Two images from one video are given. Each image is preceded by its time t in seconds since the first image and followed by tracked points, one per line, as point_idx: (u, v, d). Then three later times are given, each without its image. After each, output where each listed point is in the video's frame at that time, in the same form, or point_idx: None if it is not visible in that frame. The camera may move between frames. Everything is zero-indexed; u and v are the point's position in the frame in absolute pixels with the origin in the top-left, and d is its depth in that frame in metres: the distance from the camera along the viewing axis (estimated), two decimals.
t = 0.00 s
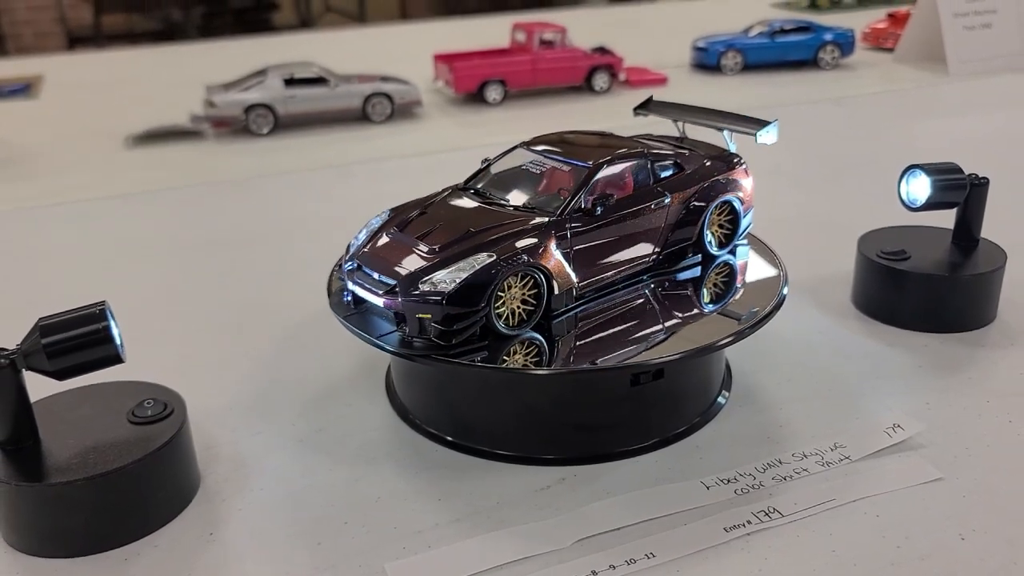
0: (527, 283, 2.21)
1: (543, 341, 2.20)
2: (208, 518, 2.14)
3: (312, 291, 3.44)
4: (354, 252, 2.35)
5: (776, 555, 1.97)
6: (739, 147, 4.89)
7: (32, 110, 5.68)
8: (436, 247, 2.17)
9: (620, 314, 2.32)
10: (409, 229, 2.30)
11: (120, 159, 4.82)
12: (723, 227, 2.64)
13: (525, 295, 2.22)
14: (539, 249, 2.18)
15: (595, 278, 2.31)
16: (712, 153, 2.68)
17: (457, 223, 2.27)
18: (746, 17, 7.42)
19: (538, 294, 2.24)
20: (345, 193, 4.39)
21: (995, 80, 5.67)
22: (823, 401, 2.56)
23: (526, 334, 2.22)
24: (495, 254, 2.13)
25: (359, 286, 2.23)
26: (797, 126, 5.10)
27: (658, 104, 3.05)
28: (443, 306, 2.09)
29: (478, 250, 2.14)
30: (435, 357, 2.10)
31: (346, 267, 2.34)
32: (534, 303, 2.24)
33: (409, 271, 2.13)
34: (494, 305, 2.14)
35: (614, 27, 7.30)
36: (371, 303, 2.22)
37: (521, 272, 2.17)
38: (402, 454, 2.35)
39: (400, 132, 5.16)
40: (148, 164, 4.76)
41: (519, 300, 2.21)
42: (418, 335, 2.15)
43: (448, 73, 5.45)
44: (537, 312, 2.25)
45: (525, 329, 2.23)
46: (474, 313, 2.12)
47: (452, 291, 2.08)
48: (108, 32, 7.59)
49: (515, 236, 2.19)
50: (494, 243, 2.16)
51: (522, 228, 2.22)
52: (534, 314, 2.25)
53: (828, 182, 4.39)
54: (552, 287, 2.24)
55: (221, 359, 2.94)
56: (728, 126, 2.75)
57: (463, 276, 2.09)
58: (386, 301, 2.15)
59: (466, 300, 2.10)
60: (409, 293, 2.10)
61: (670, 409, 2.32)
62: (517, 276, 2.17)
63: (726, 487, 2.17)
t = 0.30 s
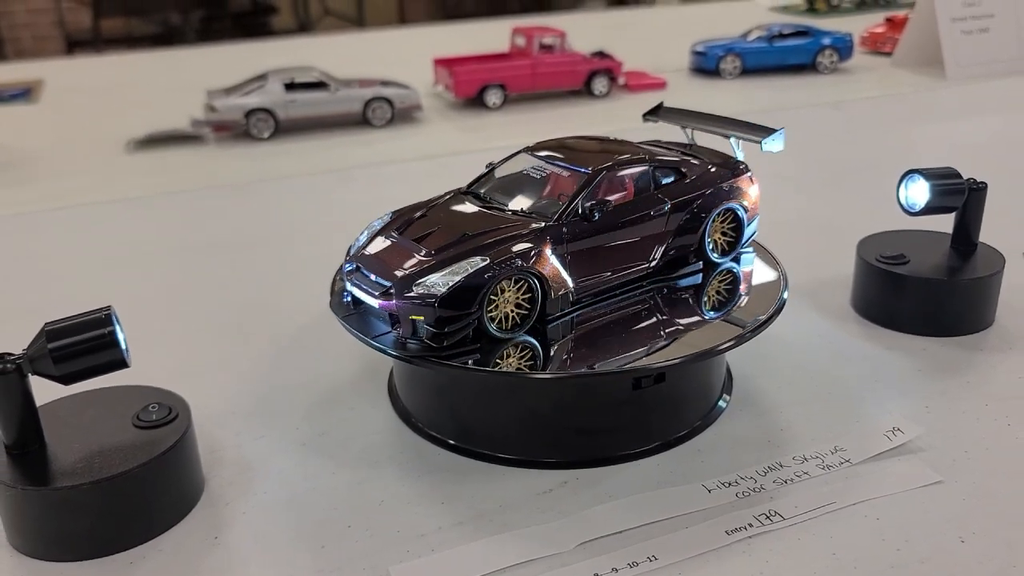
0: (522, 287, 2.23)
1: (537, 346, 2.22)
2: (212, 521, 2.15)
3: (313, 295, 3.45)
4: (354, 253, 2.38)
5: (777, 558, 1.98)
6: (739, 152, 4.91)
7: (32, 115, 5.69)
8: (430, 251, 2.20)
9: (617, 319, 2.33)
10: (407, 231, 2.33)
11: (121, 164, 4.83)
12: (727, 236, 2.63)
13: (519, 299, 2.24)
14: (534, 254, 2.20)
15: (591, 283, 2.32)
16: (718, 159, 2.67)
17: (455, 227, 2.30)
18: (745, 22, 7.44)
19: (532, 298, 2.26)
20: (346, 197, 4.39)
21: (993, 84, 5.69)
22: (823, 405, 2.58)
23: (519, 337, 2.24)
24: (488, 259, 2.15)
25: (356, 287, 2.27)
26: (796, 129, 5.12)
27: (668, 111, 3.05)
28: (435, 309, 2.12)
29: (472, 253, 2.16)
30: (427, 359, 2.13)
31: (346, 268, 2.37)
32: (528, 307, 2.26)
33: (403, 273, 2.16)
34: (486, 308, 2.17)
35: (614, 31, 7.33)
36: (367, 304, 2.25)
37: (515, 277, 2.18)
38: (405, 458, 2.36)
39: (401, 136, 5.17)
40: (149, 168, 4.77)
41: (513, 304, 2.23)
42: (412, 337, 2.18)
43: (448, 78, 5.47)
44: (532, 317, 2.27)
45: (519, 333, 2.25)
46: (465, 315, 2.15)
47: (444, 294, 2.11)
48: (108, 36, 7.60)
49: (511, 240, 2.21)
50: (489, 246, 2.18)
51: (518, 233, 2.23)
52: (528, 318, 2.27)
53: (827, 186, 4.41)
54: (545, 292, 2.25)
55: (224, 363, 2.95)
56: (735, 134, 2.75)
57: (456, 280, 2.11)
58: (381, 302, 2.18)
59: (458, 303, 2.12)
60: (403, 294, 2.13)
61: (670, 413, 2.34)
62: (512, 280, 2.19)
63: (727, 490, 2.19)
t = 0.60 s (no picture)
0: (515, 292, 2.24)
1: (528, 350, 2.23)
2: (214, 526, 2.16)
3: (314, 300, 3.46)
4: (353, 255, 2.40)
5: (777, 562, 1.99)
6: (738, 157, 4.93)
7: (33, 118, 5.70)
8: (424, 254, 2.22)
9: (612, 324, 2.34)
10: (404, 234, 2.35)
11: (122, 168, 4.84)
12: (728, 243, 2.62)
13: (512, 303, 2.25)
14: (528, 258, 2.21)
15: (585, 288, 2.33)
16: (721, 166, 2.67)
17: (451, 231, 2.31)
18: (743, 26, 7.47)
19: (524, 303, 2.27)
20: (346, 201, 4.40)
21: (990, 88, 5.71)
22: (823, 409, 2.58)
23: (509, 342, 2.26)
24: (480, 263, 2.16)
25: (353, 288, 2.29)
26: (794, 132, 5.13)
27: (677, 117, 3.06)
28: (426, 311, 2.13)
29: (464, 257, 2.18)
30: (419, 362, 2.15)
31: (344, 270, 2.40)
32: (520, 312, 2.27)
33: (396, 276, 2.18)
34: (477, 312, 2.19)
35: (613, 35, 7.34)
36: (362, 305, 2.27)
37: (507, 281, 2.20)
38: (406, 463, 2.36)
39: (400, 140, 5.18)
40: (149, 172, 4.78)
41: (505, 308, 2.25)
42: (405, 339, 2.20)
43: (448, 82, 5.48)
44: (524, 321, 2.28)
45: (511, 338, 2.27)
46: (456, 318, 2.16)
47: (435, 297, 2.12)
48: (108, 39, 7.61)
49: (503, 245, 2.22)
50: (481, 251, 2.20)
51: (512, 237, 2.25)
52: (520, 323, 2.28)
53: (826, 190, 4.42)
54: (538, 296, 2.26)
55: (225, 368, 2.96)
56: (740, 141, 2.76)
57: (446, 283, 2.13)
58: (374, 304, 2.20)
59: (448, 307, 2.14)
60: (394, 296, 2.15)
61: (670, 417, 2.34)
62: (504, 285, 2.21)
63: (728, 494, 2.20)
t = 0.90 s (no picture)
0: (503, 296, 2.24)
1: (516, 355, 2.23)
2: (210, 533, 2.15)
3: (311, 304, 3.45)
4: (349, 255, 2.41)
5: (774, 569, 1.98)
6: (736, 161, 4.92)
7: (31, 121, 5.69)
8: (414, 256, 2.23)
9: (605, 330, 2.33)
10: (398, 236, 2.37)
11: (119, 171, 4.83)
12: (728, 252, 2.60)
13: (500, 308, 2.25)
14: (518, 263, 2.21)
15: (577, 293, 2.32)
16: (723, 173, 2.65)
17: (445, 234, 2.31)
18: (741, 29, 7.46)
19: (513, 308, 2.26)
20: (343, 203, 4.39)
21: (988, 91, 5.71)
22: (821, 415, 2.58)
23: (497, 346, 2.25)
24: (467, 268, 2.16)
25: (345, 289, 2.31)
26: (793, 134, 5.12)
27: (685, 123, 3.05)
28: (412, 314, 2.14)
29: (453, 262, 2.18)
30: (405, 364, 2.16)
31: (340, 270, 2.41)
32: (509, 316, 2.27)
33: (385, 279, 2.19)
34: (465, 316, 2.19)
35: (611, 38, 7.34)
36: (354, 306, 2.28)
37: (495, 286, 2.20)
38: (403, 469, 2.35)
39: (398, 143, 5.17)
40: (146, 175, 4.77)
41: (493, 313, 2.24)
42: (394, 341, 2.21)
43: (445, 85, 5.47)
44: (513, 325, 2.28)
45: (498, 341, 2.26)
46: (442, 321, 2.16)
47: (421, 300, 2.13)
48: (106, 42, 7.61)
49: (493, 250, 2.22)
50: (469, 255, 2.19)
51: (502, 243, 2.24)
52: (509, 327, 2.27)
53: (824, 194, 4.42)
54: (528, 300, 2.26)
55: (221, 373, 2.95)
56: (745, 150, 2.76)
57: (433, 287, 2.13)
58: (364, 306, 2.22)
59: (435, 310, 2.15)
60: (382, 298, 2.17)
61: (668, 423, 2.33)
62: (493, 290, 2.20)
63: (726, 501, 2.19)
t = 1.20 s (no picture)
0: (490, 295, 2.24)
1: (502, 353, 2.24)
2: (205, 534, 2.14)
3: (308, 306, 3.43)
4: (343, 250, 2.42)
5: (772, 570, 1.98)
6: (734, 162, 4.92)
7: (27, 122, 5.67)
8: (402, 253, 2.24)
9: (594, 330, 2.33)
10: (390, 231, 2.38)
11: (116, 172, 4.81)
12: (727, 255, 2.57)
13: (487, 307, 2.25)
14: (507, 263, 2.21)
15: (568, 293, 2.32)
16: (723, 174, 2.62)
17: (437, 232, 2.31)
18: (739, 29, 7.46)
19: (501, 307, 2.26)
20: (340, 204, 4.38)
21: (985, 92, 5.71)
22: (819, 415, 2.57)
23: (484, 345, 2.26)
24: (453, 266, 2.16)
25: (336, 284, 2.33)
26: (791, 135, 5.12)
27: (694, 124, 3.03)
28: (397, 311, 2.16)
29: (440, 259, 2.18)
30: (389, 361, 2.18)
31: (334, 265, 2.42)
32: (497, 315, 2.27)
33: (372, 275, 2.21)
34: (451, 314, 2.20)
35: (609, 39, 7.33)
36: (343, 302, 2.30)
37: (481, 284, 2.20)
38: (399, 470, 2.34)
39: (395, 143, 5.16)
40: (142, 176, 4.75)
41: (480, 312, 2.24)
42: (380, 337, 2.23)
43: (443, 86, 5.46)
44: (501, 324, 2.28)
45: (484, 340, 2.27)
46: (427, 318, 2.18)
47: (406, 297, 2.15)
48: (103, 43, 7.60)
49: (481, 249, 2.21)
50: (455, 253, 2.20)
51: (491, 241, 2.24)
52: (497, 326, 2.28)
53: (822, 195, 4.41)
54: (516, 300, 2.26)
55: (217, 374, 2.94)
56: (745, 152, 2.75)
57: (417, 284, 2.15)
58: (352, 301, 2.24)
59: (420, 308, 2.16)
60: (368, 293, 2.19)
61: (666, 423, 2.33)
62: (479, 288, 2.21)
63: (724, 502, 2.18)
